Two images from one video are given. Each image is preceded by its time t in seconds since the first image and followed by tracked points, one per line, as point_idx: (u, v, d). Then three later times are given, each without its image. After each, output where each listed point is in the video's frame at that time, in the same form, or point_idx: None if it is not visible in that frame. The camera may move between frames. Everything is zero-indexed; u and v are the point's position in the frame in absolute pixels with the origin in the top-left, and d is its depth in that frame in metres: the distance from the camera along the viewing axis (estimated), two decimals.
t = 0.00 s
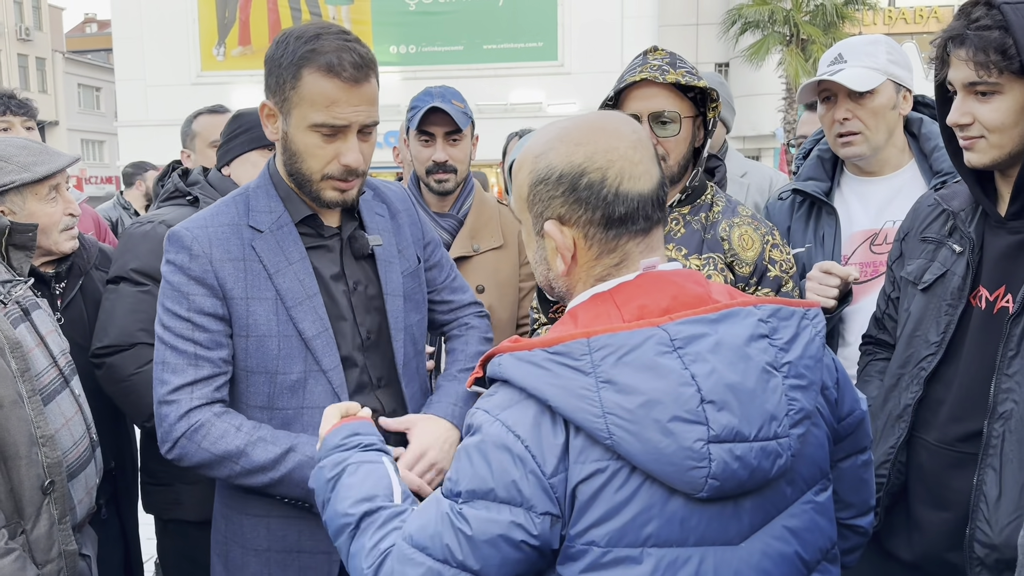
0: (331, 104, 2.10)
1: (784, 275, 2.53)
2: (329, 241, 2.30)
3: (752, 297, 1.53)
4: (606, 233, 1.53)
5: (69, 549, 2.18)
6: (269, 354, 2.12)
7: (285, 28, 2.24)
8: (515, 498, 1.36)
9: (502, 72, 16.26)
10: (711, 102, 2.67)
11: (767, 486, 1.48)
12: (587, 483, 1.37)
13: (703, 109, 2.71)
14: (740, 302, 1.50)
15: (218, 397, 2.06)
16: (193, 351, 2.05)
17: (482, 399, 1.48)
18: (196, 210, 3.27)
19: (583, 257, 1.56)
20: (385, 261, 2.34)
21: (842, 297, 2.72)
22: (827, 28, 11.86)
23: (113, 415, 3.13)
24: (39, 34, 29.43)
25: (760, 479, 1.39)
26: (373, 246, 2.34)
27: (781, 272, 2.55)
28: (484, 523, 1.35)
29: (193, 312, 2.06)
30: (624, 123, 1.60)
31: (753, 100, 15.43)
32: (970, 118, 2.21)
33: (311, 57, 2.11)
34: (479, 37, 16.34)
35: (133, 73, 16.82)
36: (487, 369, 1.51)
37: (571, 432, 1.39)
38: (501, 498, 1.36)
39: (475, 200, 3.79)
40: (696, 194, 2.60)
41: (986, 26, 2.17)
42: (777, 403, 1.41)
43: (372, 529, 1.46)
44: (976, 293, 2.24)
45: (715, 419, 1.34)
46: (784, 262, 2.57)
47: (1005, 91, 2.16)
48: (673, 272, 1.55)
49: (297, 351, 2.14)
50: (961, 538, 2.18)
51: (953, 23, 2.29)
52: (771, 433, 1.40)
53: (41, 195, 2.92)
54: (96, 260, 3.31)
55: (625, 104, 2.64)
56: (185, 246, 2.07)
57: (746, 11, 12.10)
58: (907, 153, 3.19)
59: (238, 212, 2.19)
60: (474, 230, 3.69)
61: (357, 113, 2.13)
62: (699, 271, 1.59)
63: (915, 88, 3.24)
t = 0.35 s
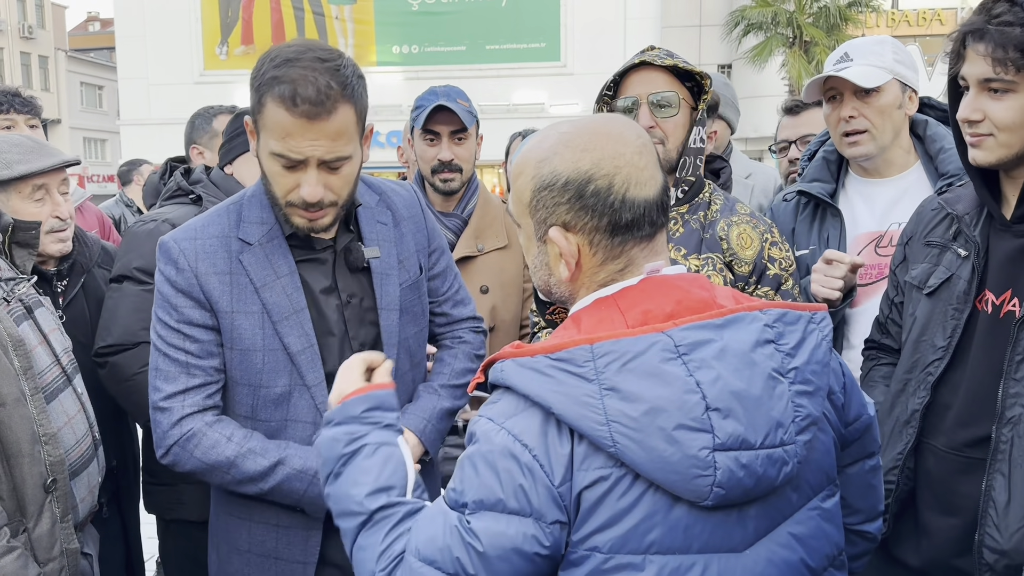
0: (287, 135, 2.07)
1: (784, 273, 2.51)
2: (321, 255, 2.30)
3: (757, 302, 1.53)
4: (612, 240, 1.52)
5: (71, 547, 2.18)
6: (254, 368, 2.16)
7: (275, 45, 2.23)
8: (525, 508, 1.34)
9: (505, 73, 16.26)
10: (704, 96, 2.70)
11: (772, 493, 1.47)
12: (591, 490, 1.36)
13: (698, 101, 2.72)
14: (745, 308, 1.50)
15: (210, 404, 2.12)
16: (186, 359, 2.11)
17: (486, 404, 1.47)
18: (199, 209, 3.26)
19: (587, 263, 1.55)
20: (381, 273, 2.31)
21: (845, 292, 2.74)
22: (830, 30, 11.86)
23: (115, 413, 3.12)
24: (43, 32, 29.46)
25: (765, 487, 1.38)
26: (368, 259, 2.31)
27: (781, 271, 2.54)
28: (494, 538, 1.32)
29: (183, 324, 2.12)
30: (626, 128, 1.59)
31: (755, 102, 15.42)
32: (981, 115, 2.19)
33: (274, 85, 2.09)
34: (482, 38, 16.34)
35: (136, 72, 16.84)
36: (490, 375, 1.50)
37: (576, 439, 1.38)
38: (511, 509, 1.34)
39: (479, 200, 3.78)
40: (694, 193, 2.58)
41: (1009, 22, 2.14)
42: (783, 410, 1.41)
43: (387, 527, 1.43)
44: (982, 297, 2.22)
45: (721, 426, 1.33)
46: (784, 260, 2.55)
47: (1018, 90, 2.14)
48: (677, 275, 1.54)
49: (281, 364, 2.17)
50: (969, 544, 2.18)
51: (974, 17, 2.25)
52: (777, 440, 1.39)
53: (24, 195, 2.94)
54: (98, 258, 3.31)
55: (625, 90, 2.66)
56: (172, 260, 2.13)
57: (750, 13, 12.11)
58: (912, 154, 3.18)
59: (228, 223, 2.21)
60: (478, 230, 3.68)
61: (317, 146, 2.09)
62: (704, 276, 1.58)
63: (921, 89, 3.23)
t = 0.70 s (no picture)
0: (286, 179, 2.05)
1: (748, 269, 2.46)
2: (326, 270, 2.28)
3: (765, 299, 1.54)
4: (624, 242, 1.52)
5: (83, 544, 2.18)
6: (255, 379, 2.18)
7: (277, 72, 2.18)
8: (545, 511, 1.34)
9: (509, 72, 16.25)
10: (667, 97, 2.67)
11: (788, 487, 1.47)
12: (610, 491, 1.36)
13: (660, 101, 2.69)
14: (754, 305, 1.50)
15: (215, 409, 2.17)
16: (192, 366, 2.15)
17: (500, 407, 1.47)
18: (209, 207, 3.26)
19: (598, 266, 1.55)
20: (387, 291, 2.30)
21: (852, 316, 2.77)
22: (834, 31, 11.81)
23: (125, 409, 3.13)
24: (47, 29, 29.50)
25: (782, 481, 1.39)
26: (373, 274, 2.29)
27: (745, 265, 2.48)
28: (513, 542, 1.33)
29: (187, 332, 2.15)
30: (632, 129, 1.57)
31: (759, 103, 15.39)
32: (1001, 112, 2.19)
33: (273, 127, 2.06)
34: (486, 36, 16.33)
35: (140, 69, 16.85)
36: (501, 380, 1.50)
37: (593, 441, 1.38)
38: (531, 513, 1.34)
39: (490, 197, 3.78)
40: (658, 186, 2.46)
41: None
42: (797, 405, 1.41)
43: (399, 531, 1.45)
44: (993, 299, 2.23)
45: (737, 423, 1.34)
46: (747, 255, 2.49)
47: None
48: (685, 275, 1.54)
49: (282, 375, 2.18)
50: (981, 544, 2.19)
51: (1000, 10, 2.23)
52: (793, 434, 1.39)
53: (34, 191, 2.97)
54: (108, 253, 3.32)
55: (588, 92, 2.64)
56: (177, 269, 2.14)
57: (754, 13, 12.07)
58: (922, 155, 3.18)
59: (236, 233, 2.22)
60: (488, 229, 3.67)
61: (316, 189, 2.07)
62: (711, 273, 1.58)
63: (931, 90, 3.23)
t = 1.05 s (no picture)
0: (291, 171, 2.05)
1: (725, 260, 2.46)
2: (336, 265, 2.28)
3: (761, 291, 1.54)
4: (624, 237, 1.52)
5: (89, 540, 2.17)
6: (266, 376, 2.18)
7: (279, 66, 2.18)
8: (551, 504, 1.33)
9: (512, 70, 16.24)
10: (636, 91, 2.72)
11: (788, 476, 1.46)
12: (613, 482, 1.35)
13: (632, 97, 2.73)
14: (751, 297, 1.50)
15: (227, 408, 2.17)
16: (203, 365, 2.15)
17: (502, 404, 1.47)
18: (212, 206, 3.24)
19: (599, 263, 1.54)
20: (397, 284, 2.29)
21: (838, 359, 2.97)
22: (839, 31, 11.74)
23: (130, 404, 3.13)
24: (50, 24, 29.52)
25: (783, 469, 1.38)
26: (383, 268, 2.29)
27: (721, 258, 2.48)
28: (521, 535, 1.32)
29: (196, 330, 2.15)
30: (625, 128, 1.58)
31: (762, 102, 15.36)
32: (1009, 115, 2.19)
33: (276, 119, 2.05)
34: (489, 34, 16.32)
35: (143, 65, 16.85)
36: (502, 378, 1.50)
37: (595, 432, 1.37)
38: (536, 505, 1.34)
39: (494, 195, 3.82)
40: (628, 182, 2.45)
41: None
42: (796, 393, 1.41)
43: (404, 535, 1.43)
44: (1003, 301, 2.22)
45: (738, 412, 1.34)
46: (722, 247, 2.49)
47: None
48: (683, 270, 1.54)
49: (294, 371, 2.18)
50: (989, 546, 2.19)
51: (1008, 13, 2.22)
52: (792, 422, 1.39)
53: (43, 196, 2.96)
54: (112, 249, 3.31)
55: (558, 90, 2.66)
56: (187, 267, 2.14)
57: (757, 13, 12.02)
58: (927, 156, 3.16)
59: (245, 230, 2.22)
60: (492, 225, 3.71)
61: (321, 182, 2.06)
62: (707, 269, 1.58)
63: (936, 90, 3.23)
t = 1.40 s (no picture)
0: (298, 161, 2.02)
1: (763, 262, 2.42)
2: (346, 261, 2.26)
3: (772, 289, 1.52)
4: (628, 238, 1.49)
5: (94, 538, 2.15)
6: (276, 373, 2.15)
7: (289, 58, 2.16)
8: (569, 512, 1.30)
9: (516, 67, 16.22)
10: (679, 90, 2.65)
11: (807, 476, 1.44)
12: (631, 486, 1.32)
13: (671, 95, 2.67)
14: (763, 295, 1.48)
15: (238, 407, 2.15)
16: (213, 365, 2.13)
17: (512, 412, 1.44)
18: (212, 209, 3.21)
19: (602, 263, 1.52)
20: (407, 279, 2.27)
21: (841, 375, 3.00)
22: (843, 30, 11.74)
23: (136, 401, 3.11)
24: (53, 19, 29.51)
25: (803, 468, 1.36)
26: (394, 264, 2.26)
27: (760, 259, 2.44)
28: (541, 544, 1.29)
29: (205, 329, 2.13)
30: (634, 129, 1.55)
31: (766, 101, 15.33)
32: None
33: (285, 107, 2.03)
34: (492, 31, 16.29)
35: (147, 61, 16.83)
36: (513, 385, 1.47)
37: (610, 435, 1.34)
38: (554, 514, 1.31)
39: (501, 191, 3.73)
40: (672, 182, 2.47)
41: None
42: (813, 390, 1.39)
43: (432, 545, 1.41)
44: (1022, 302, 2.19)
45: (757, 410, 1.32)
46: (762, 249, 2.45)
47: None
48: (693, 270, 1.52)
49: (305, 370, 2.16)
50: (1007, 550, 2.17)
51: None
52: (812, 419, 1.37)
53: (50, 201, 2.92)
54: (117, 245, 3.29)
55: (598, 89, 2.63)
56: (193, 264, 2.12)
57: (762, 11, 12.00)
58: (938, 156, 3.13)
59: (252, 227, 2.19)
60: (500, 224, 3.61)
61: (329, 172, 2.04)
62: (715, 268, 1.56)
63: (946, 88, 3.19)
